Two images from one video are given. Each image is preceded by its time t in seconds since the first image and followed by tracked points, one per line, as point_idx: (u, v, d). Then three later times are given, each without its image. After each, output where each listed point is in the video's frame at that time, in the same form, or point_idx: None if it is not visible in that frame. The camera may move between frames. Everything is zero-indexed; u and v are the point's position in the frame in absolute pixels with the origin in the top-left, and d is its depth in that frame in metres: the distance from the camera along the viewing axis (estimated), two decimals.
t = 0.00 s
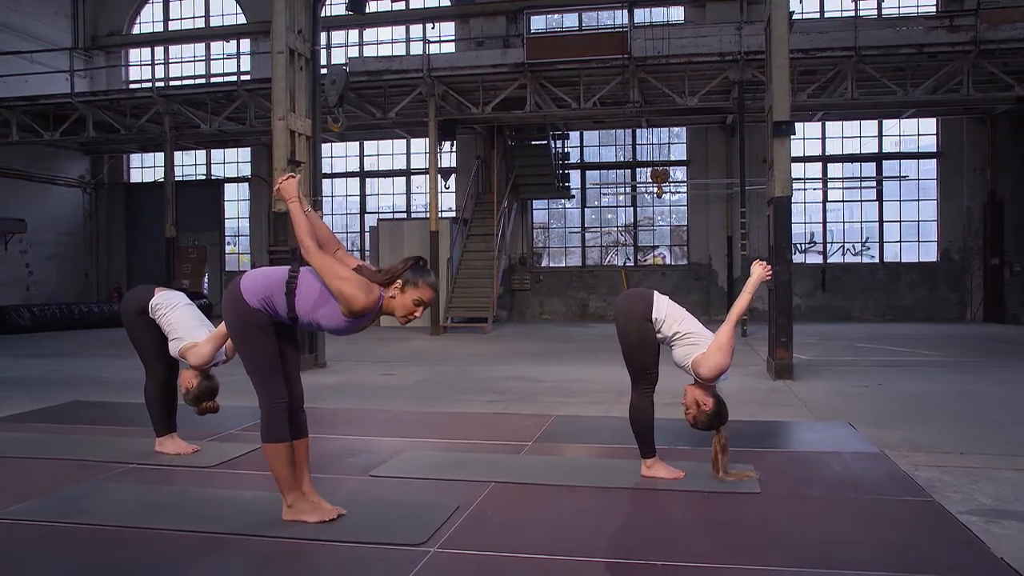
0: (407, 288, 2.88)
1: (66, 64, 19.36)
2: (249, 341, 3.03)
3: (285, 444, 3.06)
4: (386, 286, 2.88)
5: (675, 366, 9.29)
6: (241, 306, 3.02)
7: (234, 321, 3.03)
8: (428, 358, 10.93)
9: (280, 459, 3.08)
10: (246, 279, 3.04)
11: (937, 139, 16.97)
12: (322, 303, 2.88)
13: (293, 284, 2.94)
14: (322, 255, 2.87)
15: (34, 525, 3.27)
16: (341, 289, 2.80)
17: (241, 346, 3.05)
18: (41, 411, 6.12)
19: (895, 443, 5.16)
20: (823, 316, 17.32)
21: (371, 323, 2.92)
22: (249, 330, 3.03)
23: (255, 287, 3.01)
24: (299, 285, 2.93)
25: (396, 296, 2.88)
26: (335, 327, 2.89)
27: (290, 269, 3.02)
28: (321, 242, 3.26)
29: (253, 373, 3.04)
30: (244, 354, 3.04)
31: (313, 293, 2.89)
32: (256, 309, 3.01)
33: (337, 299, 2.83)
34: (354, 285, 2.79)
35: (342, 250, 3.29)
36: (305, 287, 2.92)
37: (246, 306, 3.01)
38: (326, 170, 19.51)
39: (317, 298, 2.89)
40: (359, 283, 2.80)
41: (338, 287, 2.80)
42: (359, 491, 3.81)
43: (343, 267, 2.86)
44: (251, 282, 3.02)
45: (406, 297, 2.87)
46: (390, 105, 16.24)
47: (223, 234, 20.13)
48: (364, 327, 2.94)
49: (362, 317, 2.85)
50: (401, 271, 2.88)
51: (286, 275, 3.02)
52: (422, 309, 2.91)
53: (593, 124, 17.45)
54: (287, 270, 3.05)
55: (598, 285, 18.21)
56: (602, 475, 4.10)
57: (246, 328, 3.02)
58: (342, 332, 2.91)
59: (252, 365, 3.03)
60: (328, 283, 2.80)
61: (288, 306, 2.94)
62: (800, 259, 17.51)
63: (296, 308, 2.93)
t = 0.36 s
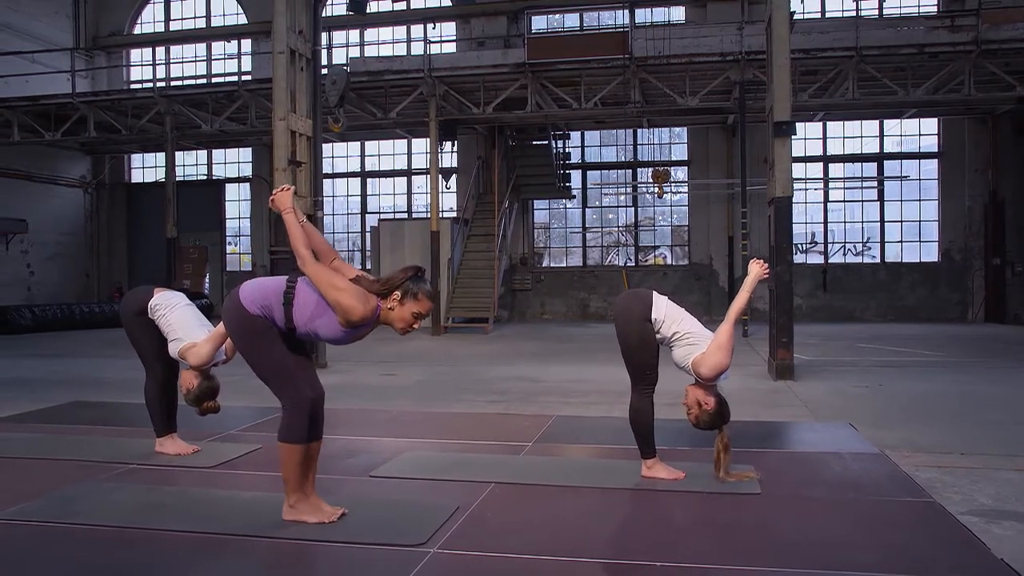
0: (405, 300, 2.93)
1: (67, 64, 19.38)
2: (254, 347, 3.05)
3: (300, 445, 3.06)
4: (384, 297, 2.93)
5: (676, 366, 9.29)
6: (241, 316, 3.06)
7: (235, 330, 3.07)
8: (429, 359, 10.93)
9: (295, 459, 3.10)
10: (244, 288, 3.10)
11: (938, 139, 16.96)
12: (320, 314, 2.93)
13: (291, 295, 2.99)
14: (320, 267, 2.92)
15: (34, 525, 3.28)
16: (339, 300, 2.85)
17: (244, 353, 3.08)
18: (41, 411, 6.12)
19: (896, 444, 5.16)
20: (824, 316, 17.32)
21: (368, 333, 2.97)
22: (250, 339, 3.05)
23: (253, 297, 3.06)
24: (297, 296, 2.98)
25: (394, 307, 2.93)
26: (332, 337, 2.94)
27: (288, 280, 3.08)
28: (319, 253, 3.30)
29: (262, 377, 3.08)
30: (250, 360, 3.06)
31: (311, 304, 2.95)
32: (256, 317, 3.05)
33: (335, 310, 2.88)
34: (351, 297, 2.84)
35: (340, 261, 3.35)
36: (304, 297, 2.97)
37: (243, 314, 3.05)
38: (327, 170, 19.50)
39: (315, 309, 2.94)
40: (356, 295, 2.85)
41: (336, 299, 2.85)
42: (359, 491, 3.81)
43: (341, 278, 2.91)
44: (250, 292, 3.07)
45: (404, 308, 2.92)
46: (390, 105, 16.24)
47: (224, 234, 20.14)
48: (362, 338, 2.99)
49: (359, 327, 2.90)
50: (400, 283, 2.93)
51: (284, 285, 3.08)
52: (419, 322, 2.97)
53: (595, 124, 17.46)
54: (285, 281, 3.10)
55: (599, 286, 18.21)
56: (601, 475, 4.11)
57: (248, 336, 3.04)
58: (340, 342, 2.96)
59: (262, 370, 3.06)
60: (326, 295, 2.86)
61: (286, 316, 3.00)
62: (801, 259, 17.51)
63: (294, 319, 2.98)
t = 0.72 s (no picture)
0: (406, 305, 2.96)
1: (68, 64, 19.38)
2: (261, 358, 3.07)
3: (309, 448, 3.07)
4: (384, 303, 2.96)
5: (676, 367, 9.28)
6: (243, 330, 3.08)
7: (237, 344, 3.09)
8: (429, 359, 10.93)
9: (304, 460, 3.11)
10: (243, 305, 3.12)
11: (939, 139, 16.96)
12: (321, 325, 2.96)
13: (291, 307, 3.02)
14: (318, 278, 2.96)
15: (32, 525, 3.28)
16: (339, 310, 2.88)
17: (249, 366, 3.11)
18: (41, 411, 6.13)
19: (896, 444, 5.15)
20: (824, 316, 17.32)
21: (371, 340, 3.01)
22: (254, 352, 3.07)
23: (253, 312, 3.08)
24: (297, 308, 3.01)
25: (396, 313, 2.96)
26: (335, 347, 2.97)
27: (287, 293, 3.11)
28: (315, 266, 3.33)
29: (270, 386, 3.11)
30: (257, 369, 3.09)
31: (310, 315, 2.97)
32: (259, 331, 3.07)
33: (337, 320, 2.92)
34: (351, 306, 2.88)
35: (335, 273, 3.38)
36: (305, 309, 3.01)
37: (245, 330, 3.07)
38: (328, 170, 19.50)
39: (315, 320, 2.97)
40: (356, 301, 2.89)
41: (336, 309, 2.88)
42: (358, 492, 3.81)
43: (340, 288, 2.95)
44: (249, 307, 3.10)
45: (406, 313, 2.96)
46: (391, 105, 16.24)
47: (224, 234, 20.14)
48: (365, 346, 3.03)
49: (361, 334, 2.93)
50: (401, 288, 2.96)
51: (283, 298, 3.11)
52: (422, 325, 3.01)
53: (595, 124, 17.47)
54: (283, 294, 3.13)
55: (599, 285, 18.21)
56: (601, 476, 4.11)
57: (253, 349, 3.07)
58: (343, 351, 3.00)
59: (270, 378, 3.09)
60: (326, 306, 2.89)
61: (287, 329, 3.02)
62: (802, 259, 17.50)
63: (295, 332, 3.01)
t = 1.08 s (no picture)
0: (408, 313, 2.98)
1: (71, 65, 19.40)
2: (265, 367, 3.07)
3: (314, 450, 3.08)
4: (387, 312, 2.98)
5: (678, 367, 9.27)
6: (245, 340, 3.08)
7: (240, 353, 3.09)
8: (431, 359, 10.93)
9: (309, 461, 3.12)
10: (246, 315, 3.14)
11: (942, 139, 16.93)
12: (324, 335, 3.01)
13: (294, 318, 3.06)
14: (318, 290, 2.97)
15: (34, 525, 3.28)
16: (340, 320, 2.90)
17: (252, 374, 3.11)
18: (43, 411, 6.14)
19: (899, 444, 5.15)
20: (827, 316, 17.30)
21: (373, 349, 3.03)
22: (257, 361, 3.07)
23: (255, 322, 3.10)
24: (300, 319, 3.05)
25: (398, 322, 2.98)
26: (339, 356, 3.02)
27: (290, 303, 3.13)
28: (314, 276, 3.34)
29: (274, 392, 3.12)
30: (263, 378, 3.09)
31: (313, 326, 3.02)
32: (262, 340, 3.08)
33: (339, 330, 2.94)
34: (352, 316, 2.89)
35: (335, 282, 3.39)
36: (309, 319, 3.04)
37: (247, 339, 3.08)
38: (330, 171, 19.53)
39: (318, 330, 3.02)
40: (356, 311, 2.90)
41: (338, 319, 2.90)
42: (360, 491, 3.81)
43: (341, 297, 2.97)
44: (251, 317, 3.11)
45: (408, 322, 2.98)
46: (393, 105, 16.24)
47: (227, 234, 20.16)
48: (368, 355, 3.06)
49: (363, 343, 2.96)
50: (403, 296, 2.97)
51: (285, 308, 3.13)
52: (424, 333, 3.02)
53: (597, 124, 17.47)
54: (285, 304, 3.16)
55: (602, 285, 18.21)
56: (603, 476, 4.10)
57: (256, 359, 3.07)
58: (347, 360, 3.04)
59: (274, 386, 3.08)
60: (328, 317, 2.91)
61: (290, 340, 3.08)
62: (804, 259, 17.48)
63: (299, 342, 3.06)
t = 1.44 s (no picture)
0: (412, 316, 2.98)
1: (76, 65, 19.48)
2: (272, 375, 3.07)
3: (322, 453, 3.08)
4: (390, 316, 2.99)
5: (682, 367, 9.25)
6: (250, 351, 3.09)
7: (245, 364, 3.08)
8: (435, 358, 10.92)
9: (315, 462, 3.12)
10: (250, 326, 3.16)
11: (947, 138, 16.89)
12: (330, 343, 3.03)
13: (299, 328, 3.08)
14: (320, 299, 2.99)
15: (37, 523, 3.28)
16: (344, 328, 2.92)
17: (259, 382, 3.11)
18: (48, 410, 6.16)
19: (904, 444, 5.13)
20: (832, 315, 17.23)
21: (379, 353, 3.05)
22: (264, 371, 3.07)
23: (259, 333, 3.11)
24: (304, 328, 3.07)
25: (401, 323, 2.98)
26: (345, 364, 3.04)
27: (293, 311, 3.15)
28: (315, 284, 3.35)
29: (282, 399, 3.12)
30: (270, 388, 3.10)
31: (318, 334, 3.04)
32: (268, 349, 3.09)
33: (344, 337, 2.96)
34: (356, 322, 2.91)
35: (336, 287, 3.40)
36: (314, 329, 3.05)
37: (253, 350, 3.09)
38: (334, 170, 19.55)
39: (325, 338, 3.04)
40: (360, 318, 2.91)
41: (342, 327, 2.92)
42: (363, 490, 3.81)
43: (344, 305, 2.99)
44: (255, 328, 3.13)
45: (412, 324, 2.98)
46: (397, 105, 16.25)
47: (231, 234, 20.19)
48: (374, 361, 3.08)
49: (368, 350, 2.97)
50: (405, 300, 2.98)
51: (289, 317, 3.15)
52: (429, 334, 3.02)
53: (601, 124, 17.48)
54: (289, 313, 3.17)
55: (606, 285, 18.18)
56: (607, 475, 4.10)
57: (262, 369, 3.08)
58: (353, 367, 3.06)
59: (281, 393, 3.09)
60: (332, 326, 2.94)
61: (296, 349, 3.09)
62: (809, 259, 17.43)
63: (305, 351, 3.08)
